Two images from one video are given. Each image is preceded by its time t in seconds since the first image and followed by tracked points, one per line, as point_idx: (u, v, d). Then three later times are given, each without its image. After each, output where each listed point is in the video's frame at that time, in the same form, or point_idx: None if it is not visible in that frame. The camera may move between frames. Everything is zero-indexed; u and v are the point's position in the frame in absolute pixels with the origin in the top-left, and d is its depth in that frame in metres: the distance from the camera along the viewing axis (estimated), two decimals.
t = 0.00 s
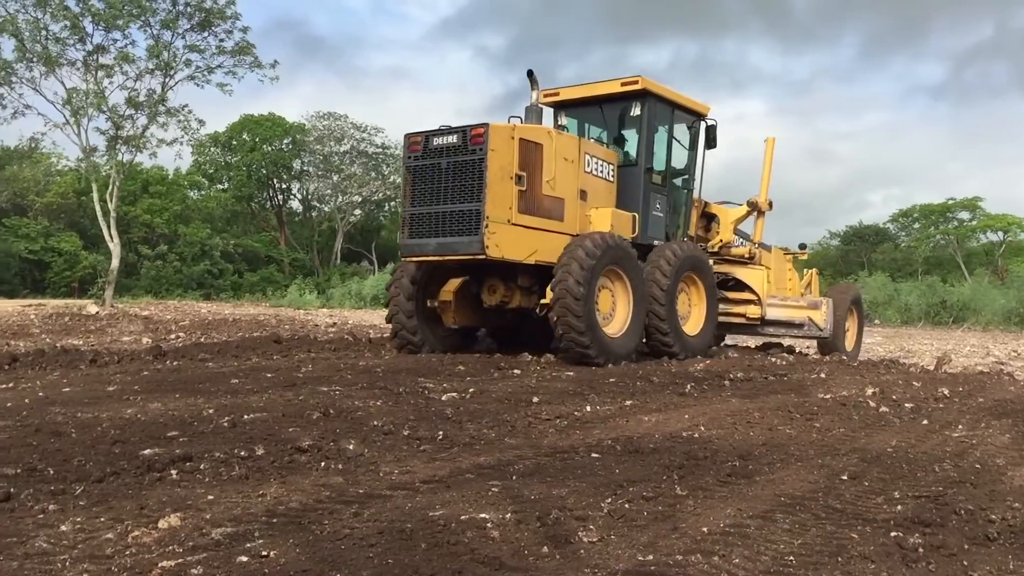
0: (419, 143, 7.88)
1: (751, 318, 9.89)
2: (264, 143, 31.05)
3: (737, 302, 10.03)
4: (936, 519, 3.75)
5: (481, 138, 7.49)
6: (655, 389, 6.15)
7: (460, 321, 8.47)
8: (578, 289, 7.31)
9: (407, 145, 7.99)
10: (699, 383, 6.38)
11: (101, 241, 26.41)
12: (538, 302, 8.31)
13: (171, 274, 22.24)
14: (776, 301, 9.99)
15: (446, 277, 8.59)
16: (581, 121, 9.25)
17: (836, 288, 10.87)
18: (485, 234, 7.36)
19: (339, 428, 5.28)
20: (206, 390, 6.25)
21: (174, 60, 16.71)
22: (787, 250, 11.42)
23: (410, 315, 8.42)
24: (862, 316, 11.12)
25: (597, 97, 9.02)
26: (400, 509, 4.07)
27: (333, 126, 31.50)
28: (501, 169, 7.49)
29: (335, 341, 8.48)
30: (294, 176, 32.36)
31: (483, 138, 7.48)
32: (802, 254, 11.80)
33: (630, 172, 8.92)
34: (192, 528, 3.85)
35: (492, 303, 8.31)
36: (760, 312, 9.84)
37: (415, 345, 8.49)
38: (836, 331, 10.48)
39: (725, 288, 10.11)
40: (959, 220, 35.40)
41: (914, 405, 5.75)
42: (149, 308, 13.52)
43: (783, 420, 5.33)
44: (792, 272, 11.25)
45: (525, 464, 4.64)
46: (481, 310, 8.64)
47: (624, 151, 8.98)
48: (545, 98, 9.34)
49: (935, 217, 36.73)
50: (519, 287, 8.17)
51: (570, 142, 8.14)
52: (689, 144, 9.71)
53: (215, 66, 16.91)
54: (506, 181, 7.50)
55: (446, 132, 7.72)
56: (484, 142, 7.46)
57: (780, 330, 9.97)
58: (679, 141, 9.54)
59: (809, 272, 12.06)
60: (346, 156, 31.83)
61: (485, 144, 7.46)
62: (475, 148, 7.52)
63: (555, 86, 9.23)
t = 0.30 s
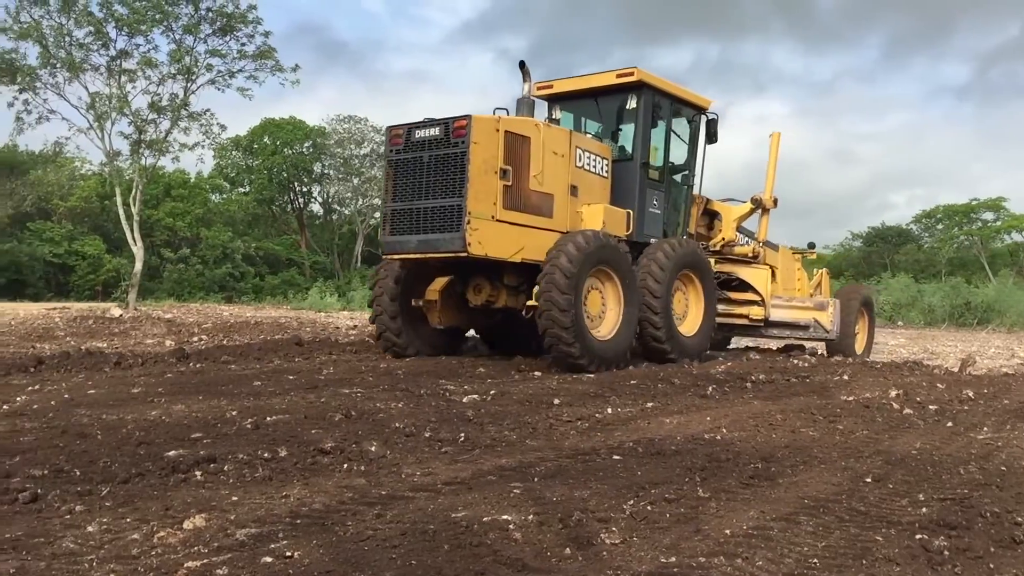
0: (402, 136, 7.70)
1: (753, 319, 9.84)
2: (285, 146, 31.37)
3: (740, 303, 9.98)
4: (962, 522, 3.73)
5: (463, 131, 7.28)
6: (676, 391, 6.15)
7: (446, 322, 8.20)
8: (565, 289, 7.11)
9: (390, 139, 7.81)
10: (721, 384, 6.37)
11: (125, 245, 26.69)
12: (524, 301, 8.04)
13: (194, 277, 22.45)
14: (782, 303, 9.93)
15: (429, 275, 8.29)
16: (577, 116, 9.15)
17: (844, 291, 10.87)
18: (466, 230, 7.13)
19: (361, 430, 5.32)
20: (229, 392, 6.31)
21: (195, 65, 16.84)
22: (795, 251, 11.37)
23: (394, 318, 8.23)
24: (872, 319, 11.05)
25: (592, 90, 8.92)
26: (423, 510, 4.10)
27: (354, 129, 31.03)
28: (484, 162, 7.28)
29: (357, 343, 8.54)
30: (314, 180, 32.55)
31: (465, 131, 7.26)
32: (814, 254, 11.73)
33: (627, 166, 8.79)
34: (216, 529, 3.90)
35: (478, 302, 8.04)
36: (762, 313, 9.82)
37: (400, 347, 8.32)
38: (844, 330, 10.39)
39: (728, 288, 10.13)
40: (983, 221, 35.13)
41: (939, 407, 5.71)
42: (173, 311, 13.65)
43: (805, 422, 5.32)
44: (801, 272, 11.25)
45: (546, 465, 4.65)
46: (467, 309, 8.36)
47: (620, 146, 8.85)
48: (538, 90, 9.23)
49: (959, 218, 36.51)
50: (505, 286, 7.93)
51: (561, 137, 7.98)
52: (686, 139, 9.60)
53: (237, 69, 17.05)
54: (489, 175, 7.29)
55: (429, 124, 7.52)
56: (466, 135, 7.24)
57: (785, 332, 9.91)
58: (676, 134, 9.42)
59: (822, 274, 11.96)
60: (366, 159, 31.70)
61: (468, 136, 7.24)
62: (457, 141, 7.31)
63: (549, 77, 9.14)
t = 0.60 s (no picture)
0: (381, 136, 7.38)
1: (759, 324, 9.67)
2: (308, 153, 31.59)
3: (746, 308, 9.81)
4: (992, 528, 3.70)
5: (443, 131, 6.99)
6: (700, 396, 6.13)
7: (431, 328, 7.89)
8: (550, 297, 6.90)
9: (369, 139, 7.50)
10: (746, 390, 6.33)
11: (151, 251, 27.01)
12: (511, 308, 7.74)
13: (218, 283, 22.89)
14: (790, 308, 9.77)
15: (413, 279, 7.95)
16: (571, 113, 8.92)
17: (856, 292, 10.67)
18: (446, 236, 6.84)
19: (386, 435, 5.35)
20: (254, 397, 6.36)
21: (220, 72, 17.00)
22: (805, 251, 11.32)
23: (377, 324, 7.86)
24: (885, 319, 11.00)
25: (586, 87, 8.70)
26: (448, 515, 4.12)
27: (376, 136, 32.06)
28: (465, 164, 7.01)
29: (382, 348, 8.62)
30: (337, 185, 32.80)
31: (446, 131, 6.98)
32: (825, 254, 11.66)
33: (622, 165, 8.56)
34: (244, 533, 3.94)
35: (463, 309, 7.73)
36: (769, 318, 9.63)
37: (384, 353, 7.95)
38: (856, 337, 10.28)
39: (734, 290, 9.91)
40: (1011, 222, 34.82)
41: (967, 412, 5.66)
42: (199, 317, 13.80)
43: (832, 427, 5.29)
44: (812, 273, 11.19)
45: (571, 470, 4.66)
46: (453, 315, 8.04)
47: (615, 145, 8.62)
48: (532, 87, 9.02)
49: (986, 220, 36.22)
50: (492, 293, 7.63)
51: (549, 136, 7.73)
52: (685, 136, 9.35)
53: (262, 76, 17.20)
54: (471, 177, 7.02)
55: (408, 124, 7.22)
56: (446, 136, 6.96)
57: (793, 336, 9.78)
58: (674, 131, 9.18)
59: (832, 274, 11.88)
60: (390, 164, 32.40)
61: (448, 137, 6.95)
62: (437, 142, 7.02)
63: (542, 74, 8.93)
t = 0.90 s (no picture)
0: (359, 138, 7.30)
1: (763, 326, 9.60)
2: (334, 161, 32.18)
3: (750, 309, 9.75)
4: None
5: (421, 132, 6.87)
6: (728, 402, 6.10)
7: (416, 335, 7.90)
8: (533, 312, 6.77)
9: (347, 141, 7.40)
10: (774, 395, 6.29)
11: (180, 260, 27.35)
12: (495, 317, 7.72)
13: (246, 291, 23.58)
14: (794, 308, 9.66)
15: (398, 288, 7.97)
16: (564, 111, 8.82)
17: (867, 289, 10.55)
18: (424, 241, 6.72)
19: (413, 442, 5.37)
20: (282, 405, 6.42)
21: (247, 82, 17.18)
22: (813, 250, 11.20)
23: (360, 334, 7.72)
24: (898, 317, 10.84)
25: (578, 84, 8.58)
26: (475, 523, 4.13)
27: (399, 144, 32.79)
28: (445, 167, 6.88)
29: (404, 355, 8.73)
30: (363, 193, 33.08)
31: (423, 132, 6.86)
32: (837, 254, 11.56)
33: (615, 164, 8.43)
34: (273, 541, 3.97)
35: (448, 317, 7.73)
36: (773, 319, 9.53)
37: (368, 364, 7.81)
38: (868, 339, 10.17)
39: (738, 291, 9.82)
40: None
41: (999, 417, 5.58)
42: (229, 326, 13.95)
43: (861, 433, 5.23)
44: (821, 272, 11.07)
45: (598, 478, 4.65)
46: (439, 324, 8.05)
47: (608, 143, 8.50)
48: (523, 85, 8.92)
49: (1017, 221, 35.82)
50: (475, 300, 7.61)
51: (535, 136, 7.60)
52: (682, 133, 9.17)
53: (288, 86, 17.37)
54: (450, 179, 6.89)
55: (385, 126, 7.11)
56: (424, 137, 6.84)
57: (799, 339, 9.64)
58: (670, 128, 9.02)
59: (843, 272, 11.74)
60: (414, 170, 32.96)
61: (425, 138, 6.83)
62: (415, 144, 6.90)
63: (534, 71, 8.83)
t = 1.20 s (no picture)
0: (337, 135, 7.16)
1: (770, 325, 9.53)
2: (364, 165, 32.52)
3: (756, 308, 9.67)
4: None
5: (399, 128, 6.72)
6: (760, 403, 6.07)
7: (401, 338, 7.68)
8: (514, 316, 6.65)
9: (326, 138, 7.27)
10: (807, 396, 6.25)
11: (212, 265, 27.70)
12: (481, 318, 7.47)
13: (278, 295, 24.17)
14: (802, 305, 9.57)
15: (382, 290, 7.78)
16: (559, 103, 8.68)
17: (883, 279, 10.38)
18: (403, 242, 6.57)
19: (444, 444, 5.41)
20: (314, 408, 6.49)
21: (277, 87, 17.35)
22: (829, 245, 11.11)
23: (344, 337, 7.62)
24: (915, 313, 10.67)
25: (572, 75, 8.43)
26: (507, 525, 4.15)
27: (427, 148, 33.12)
28: (424, 164, 6.73)
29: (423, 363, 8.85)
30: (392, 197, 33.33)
31: (401, 127, 6.70)
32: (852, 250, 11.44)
33: (611, 158, 8.27)
34: (307, 542, 4.02)
35: (433, 318, 7.51)
36: (781, 318, 9.46)
37: (352, 368, 7.70)
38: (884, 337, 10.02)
39: (746, 289, 9.77)
40: None
41: None
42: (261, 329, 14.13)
43: (896, 434, 5.19)
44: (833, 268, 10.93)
45: (629, 479, 4.65)
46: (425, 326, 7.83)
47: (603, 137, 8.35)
48: (516, 77, 8.79)
49: None
50: (461, 301, 7.40)
51: (523, 130, 7.44)
52: (681, 125, 9.01)
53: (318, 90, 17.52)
54: (431, 176, 6.74)
55: (364, 121, 6.97)
56: (402, 133, 6.69)
57: (808, 337, 9.58)
58: (669, 120, 8.87)
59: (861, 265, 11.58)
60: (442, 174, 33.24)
61: (403, 134, 6.68)
62: (393, 140, 6.75)
63: (526, 63, 8.71)
